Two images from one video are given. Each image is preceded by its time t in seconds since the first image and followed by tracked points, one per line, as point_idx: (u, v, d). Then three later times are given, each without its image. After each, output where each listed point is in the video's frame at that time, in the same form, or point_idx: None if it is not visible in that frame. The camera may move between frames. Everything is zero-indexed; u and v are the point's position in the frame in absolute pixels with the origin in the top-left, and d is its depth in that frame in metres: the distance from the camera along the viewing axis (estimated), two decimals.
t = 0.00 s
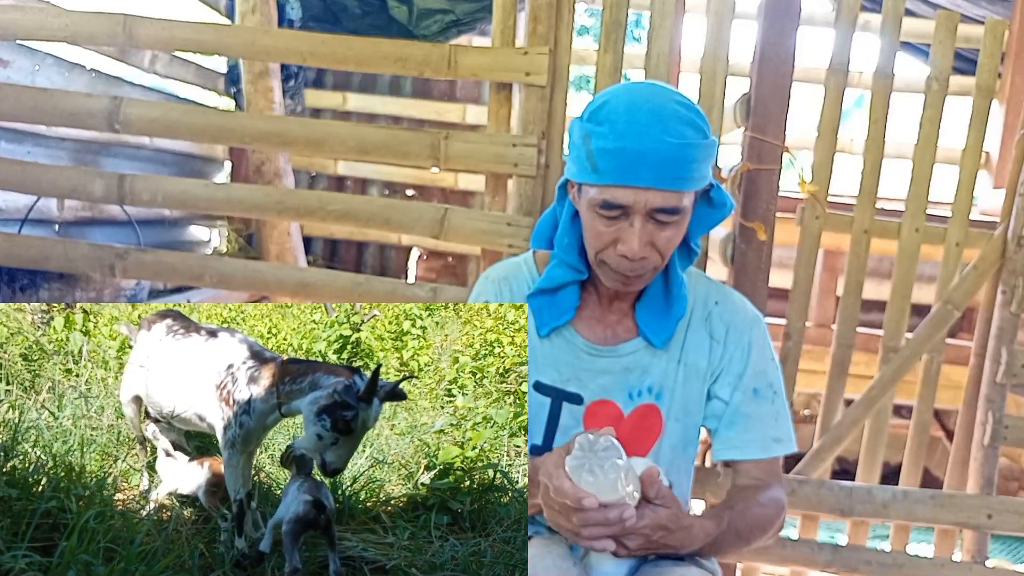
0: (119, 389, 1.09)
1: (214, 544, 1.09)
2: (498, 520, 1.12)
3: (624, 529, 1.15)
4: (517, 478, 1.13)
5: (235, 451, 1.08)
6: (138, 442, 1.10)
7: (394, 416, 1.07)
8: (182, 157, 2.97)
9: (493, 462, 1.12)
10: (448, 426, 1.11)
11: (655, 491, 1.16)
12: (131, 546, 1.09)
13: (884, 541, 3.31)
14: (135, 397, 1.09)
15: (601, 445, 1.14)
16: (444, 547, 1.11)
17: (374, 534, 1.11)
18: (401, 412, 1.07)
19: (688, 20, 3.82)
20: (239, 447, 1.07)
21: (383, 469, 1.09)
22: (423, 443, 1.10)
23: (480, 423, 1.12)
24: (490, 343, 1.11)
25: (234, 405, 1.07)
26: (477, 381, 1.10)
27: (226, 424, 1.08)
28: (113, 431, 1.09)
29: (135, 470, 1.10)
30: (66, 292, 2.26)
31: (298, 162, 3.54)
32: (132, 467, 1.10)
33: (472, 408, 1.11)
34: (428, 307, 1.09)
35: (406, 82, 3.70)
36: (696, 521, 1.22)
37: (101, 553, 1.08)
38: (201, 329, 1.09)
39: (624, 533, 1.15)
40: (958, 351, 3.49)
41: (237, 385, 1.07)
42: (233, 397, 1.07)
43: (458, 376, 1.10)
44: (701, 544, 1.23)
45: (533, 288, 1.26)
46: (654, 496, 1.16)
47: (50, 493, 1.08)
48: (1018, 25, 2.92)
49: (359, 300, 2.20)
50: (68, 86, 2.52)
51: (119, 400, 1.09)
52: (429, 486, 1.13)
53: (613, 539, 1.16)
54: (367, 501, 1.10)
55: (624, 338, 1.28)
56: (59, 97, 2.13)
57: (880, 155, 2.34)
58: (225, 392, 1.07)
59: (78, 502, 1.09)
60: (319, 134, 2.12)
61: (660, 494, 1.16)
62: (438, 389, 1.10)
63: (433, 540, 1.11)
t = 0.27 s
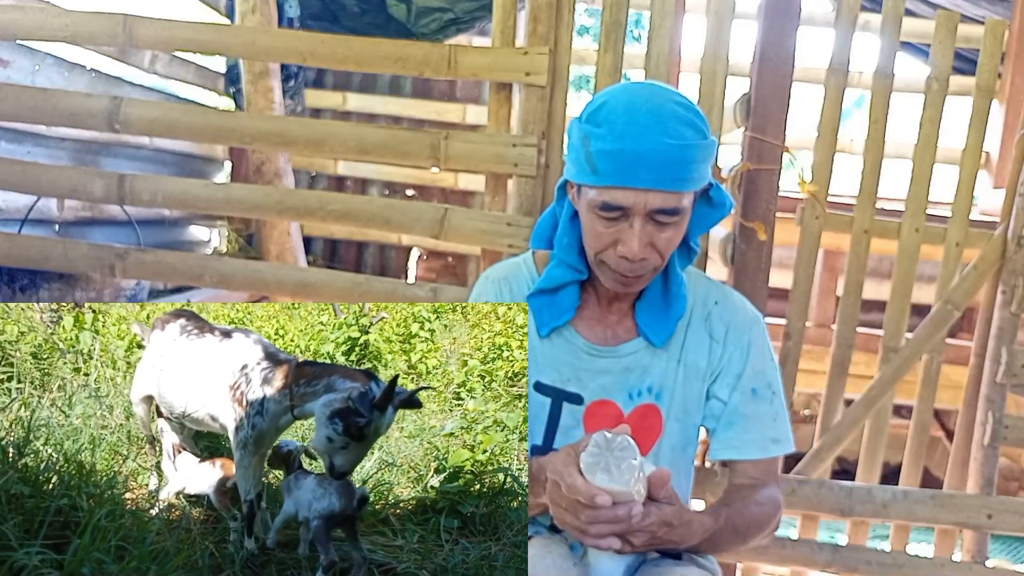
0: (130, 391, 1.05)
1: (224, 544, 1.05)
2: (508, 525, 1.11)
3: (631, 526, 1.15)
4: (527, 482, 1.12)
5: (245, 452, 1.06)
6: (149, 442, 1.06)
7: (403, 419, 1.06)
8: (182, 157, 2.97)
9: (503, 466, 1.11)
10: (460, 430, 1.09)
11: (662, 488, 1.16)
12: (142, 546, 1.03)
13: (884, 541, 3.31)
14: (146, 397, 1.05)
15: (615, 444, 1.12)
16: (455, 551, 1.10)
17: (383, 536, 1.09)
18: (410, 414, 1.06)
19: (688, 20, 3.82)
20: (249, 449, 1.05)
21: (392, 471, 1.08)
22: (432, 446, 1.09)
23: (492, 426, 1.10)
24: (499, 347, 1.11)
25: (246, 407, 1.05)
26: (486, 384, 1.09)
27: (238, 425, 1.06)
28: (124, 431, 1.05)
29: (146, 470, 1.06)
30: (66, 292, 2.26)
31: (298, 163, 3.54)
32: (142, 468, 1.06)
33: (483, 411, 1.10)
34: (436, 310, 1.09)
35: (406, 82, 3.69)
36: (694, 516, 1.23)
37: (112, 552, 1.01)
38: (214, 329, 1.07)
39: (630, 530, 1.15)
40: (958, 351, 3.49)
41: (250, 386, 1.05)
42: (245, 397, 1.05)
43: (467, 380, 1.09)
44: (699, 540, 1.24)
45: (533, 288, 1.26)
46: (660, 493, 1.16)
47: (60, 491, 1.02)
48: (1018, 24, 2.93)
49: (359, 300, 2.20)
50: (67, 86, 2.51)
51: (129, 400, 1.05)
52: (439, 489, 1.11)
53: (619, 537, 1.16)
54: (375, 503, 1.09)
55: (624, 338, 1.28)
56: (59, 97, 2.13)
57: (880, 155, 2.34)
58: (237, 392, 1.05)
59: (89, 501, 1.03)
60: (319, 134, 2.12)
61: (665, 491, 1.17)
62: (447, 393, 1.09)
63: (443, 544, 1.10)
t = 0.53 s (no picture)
0: (146, 395, 1.07)
1: (240, 547, 1.07)
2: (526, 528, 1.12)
3: (631, 530, 1.15)
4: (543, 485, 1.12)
5: (263, 455, 1.06)
6: (164, 445, 1.07)
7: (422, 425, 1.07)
8: (182, 157, 2.98)
9: (519, 469, 1.11)
10: (479, 433, 1.10)
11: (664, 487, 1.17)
12: (162, 548, 1.05)
13: (884, 541, 3.31)
14: (163, 401, 1.07)
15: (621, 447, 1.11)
16: (471, 555, 1.10)
17: (399, 540, 1.09)
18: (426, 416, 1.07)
19: (688, 20, 3.82)
20: (267, 452, 1.06)
21: (408, 475, 1.08)
22: (448, 450, 1.09)
23: (510, 430, 1.11)
24: (514, 350, 1.11)
25: (264, 411, 1.06)
26: (502, 387, 1.10)
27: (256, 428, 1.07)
28: (139, 433, 1.07)
29: (161, 473, 1.07)
30: (66, 292, 2.26)
31: (298, 162, 3.54)
32: (157, 470, 1.07)
33: (501, 415, 1.10)
34: (449, 313, 1.10)
35: (406, 81, 3.69)
36: (693, 515, 1.23)
37: (131, 553, 1.03)
38: (232, 334, 1.07)
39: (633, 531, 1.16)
40: (958, 351, 3.49)
41: (268, 390, 1.05)
42: (263, 401, 1.06)
43: (482, 382, 1.10)
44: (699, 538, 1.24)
45: (532, 288, 1.26)
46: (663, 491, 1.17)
47: (79, 494, 1.04)
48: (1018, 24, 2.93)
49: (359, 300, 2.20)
50: (67, 86, 2.52)
51: (146, 404, 1.07)
52: (455, 493, 1.11)
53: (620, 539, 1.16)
54: (390, 507, 1.08)
55: (624, 338, 1.28)
56: (59, 98, 2.13)
57: (880, 155, 2.34)
58: (255, 396, 1.06)
59: (107, 503, 1.05)
60: (319, 134, 2.12)
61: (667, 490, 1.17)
62: (462, 396, 1.09)
63: (460, 548, 1.10)
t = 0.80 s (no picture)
0: (147, 372, 1.08)
1: (241, 527, 1.08)
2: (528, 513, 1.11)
3: (636, 518, 1.15)
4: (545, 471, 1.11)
5: (265, 435, 1.08)
6: (165, 422, 1.08)
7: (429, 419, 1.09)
8: (182, 157, 2.98)
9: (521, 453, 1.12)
10: (481, 417, 1.10)
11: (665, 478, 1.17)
12: (164, 526, 1.06)
13: (884, 541, 3.31)
14: (164, 377, 1.08)
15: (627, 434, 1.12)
16: (470, 538, 1.11)
17: (398, 522, 1.12)
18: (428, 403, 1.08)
19: (688, 20, 3.82)
20: (269, 431, 1.08)
21: (409, 457, 1.10)
22: (449, 433, 1.10)
23: (512, 414, 1.11)
24: (516, 333, 1.10)
25: (268, 390, 1.08)
26: (503, 371, 1.09)
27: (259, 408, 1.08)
28: (139, 411, 1.08)
29: (161, 450, 1.08)
30: (66, 292, 2.26)
31: (298, 163, 3.54)
32: (158, 447, 1.08)
33: (504, 398, 1.10)
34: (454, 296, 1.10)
35: (406, 81, 3.69)
36: (691, 508, 1.23)
37: (134, 531, 1.05)
38: (236, 312, 1.11)
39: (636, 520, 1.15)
40: (958, 352, 3.49)
41: (272, 367, 1.08)
42: (267, 379, 1.08)
43: (483, 366, 1.10)
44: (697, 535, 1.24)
45: (532, 288, 1.26)
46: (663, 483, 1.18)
47: (82, 471, 1.06)
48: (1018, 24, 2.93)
49: (359, 300, 2.20)
50: (67, 86, 2.52)
51: (147, 380, 1.08)
52: (455, 476, 1.12)
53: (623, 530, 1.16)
54: (390, 489, 1.11)
55: (624, 338, 1.28)
56: (59, 98, 2.13)
57: (880, 155, 2.34)
58: (259, 375, 1.08)
59: (109, 481, 1.06)
60: (319, 134, 2.12)
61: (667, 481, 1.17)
62: (463, 379, 1.09)
63: (459, 530, 1.11)
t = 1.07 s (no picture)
0: (162, 362, 1.03)
1: (254, 519, 1.04)
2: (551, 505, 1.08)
3: (637, 510, 1.15)
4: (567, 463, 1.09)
5: (276, 426, 1.05)
6: (181, 414, 1.04)
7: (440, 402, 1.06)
8: (182, 157, 2.98)
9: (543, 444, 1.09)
10: (502, 407, 1.08)
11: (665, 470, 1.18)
12: (179, 518, 1.01)
13: (884, 541, 3.32)
14: (179, 367, 1.04)
15: (632, 426, 1.12)
16: (491, 532, 1.07)
17: (416, 514, 1.09)
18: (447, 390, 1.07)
19: (688, 20, 3.82)
20: (281, 422, 1.04)
21: (426, 449, 1.08)
22: (468, 424, 1.07)
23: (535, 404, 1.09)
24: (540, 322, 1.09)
25: (279, 381, 1.04)
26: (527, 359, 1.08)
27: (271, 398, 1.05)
28: (154, 403, 1.04)
29: (175, 442, 1.04)
30: (66, 292, 2.26)
31: (298, 163, 3.55)
32: (172, 440, 1.04)
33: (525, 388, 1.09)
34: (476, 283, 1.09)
35: (406, 81, 3.70)
36: (690, 502, 1.23)
37: (149, 522, 0.99)
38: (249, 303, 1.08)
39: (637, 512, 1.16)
40: (957, 352, 3.49)
41: (283, 358, 1.04)
42: (278, 369, 1.04)
43: (506, 355, 1.08)
44: (696, 530, 1.24)
45: (532, 286, 1.26)
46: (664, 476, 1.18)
47: (96, 463, 1.01)
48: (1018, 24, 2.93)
49: (359, 300, 2.20)
50: (67, 85, 2.51)
51: (161, 372, 1.03)
52: (475, 468, 1.08)
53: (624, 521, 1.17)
54: (408, 481, 1.09)
55: (623, 337, 1.28)
56: (59, 98, 2.13)
57: (880, 155, 2.34)
58: (270, 365, 1.04)
59: (124, 473, 1.01)
60: (319, 134, 2.12)
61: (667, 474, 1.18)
62: (485, 368, 1.07)
63: (479, 523, 1.07)
